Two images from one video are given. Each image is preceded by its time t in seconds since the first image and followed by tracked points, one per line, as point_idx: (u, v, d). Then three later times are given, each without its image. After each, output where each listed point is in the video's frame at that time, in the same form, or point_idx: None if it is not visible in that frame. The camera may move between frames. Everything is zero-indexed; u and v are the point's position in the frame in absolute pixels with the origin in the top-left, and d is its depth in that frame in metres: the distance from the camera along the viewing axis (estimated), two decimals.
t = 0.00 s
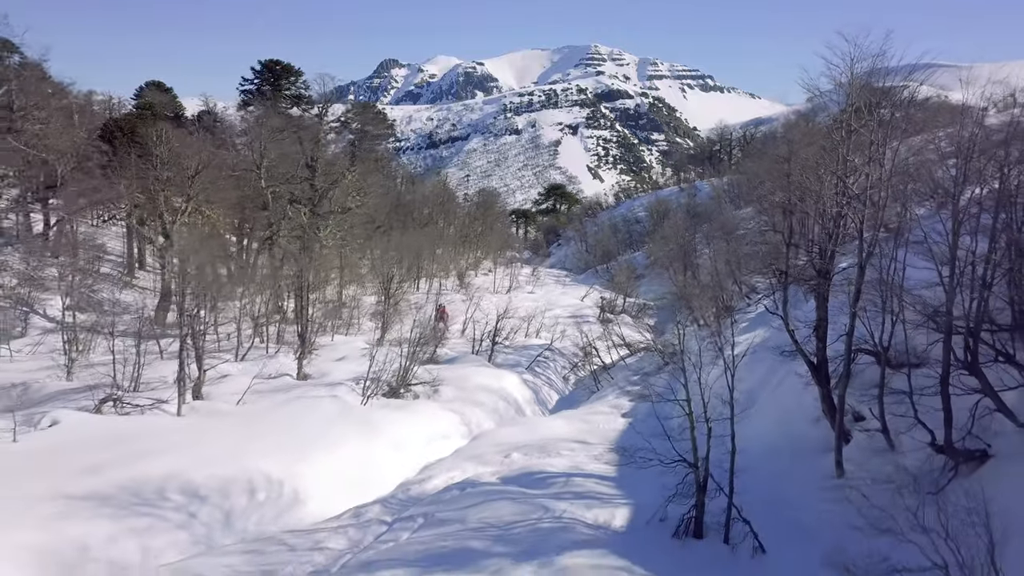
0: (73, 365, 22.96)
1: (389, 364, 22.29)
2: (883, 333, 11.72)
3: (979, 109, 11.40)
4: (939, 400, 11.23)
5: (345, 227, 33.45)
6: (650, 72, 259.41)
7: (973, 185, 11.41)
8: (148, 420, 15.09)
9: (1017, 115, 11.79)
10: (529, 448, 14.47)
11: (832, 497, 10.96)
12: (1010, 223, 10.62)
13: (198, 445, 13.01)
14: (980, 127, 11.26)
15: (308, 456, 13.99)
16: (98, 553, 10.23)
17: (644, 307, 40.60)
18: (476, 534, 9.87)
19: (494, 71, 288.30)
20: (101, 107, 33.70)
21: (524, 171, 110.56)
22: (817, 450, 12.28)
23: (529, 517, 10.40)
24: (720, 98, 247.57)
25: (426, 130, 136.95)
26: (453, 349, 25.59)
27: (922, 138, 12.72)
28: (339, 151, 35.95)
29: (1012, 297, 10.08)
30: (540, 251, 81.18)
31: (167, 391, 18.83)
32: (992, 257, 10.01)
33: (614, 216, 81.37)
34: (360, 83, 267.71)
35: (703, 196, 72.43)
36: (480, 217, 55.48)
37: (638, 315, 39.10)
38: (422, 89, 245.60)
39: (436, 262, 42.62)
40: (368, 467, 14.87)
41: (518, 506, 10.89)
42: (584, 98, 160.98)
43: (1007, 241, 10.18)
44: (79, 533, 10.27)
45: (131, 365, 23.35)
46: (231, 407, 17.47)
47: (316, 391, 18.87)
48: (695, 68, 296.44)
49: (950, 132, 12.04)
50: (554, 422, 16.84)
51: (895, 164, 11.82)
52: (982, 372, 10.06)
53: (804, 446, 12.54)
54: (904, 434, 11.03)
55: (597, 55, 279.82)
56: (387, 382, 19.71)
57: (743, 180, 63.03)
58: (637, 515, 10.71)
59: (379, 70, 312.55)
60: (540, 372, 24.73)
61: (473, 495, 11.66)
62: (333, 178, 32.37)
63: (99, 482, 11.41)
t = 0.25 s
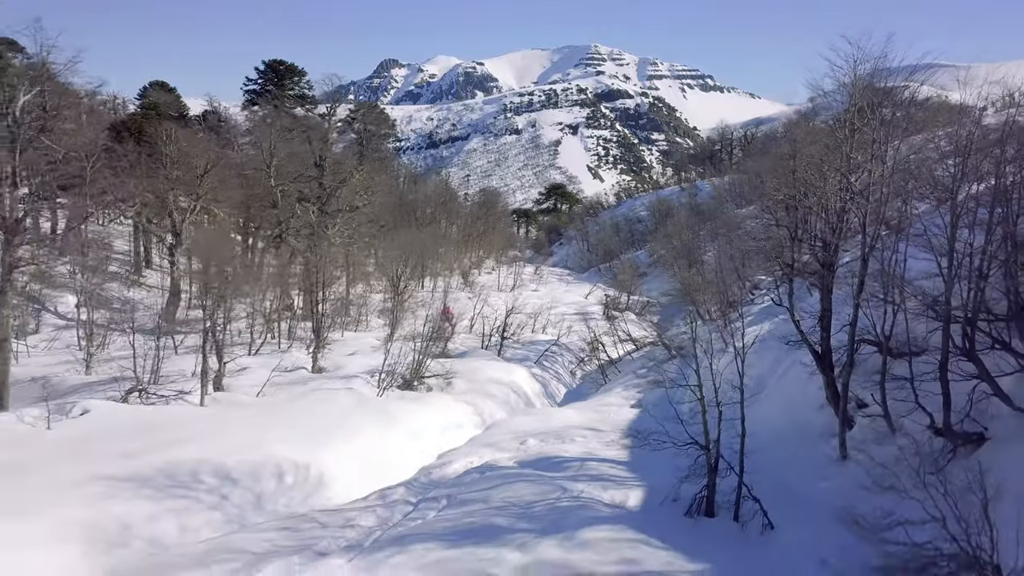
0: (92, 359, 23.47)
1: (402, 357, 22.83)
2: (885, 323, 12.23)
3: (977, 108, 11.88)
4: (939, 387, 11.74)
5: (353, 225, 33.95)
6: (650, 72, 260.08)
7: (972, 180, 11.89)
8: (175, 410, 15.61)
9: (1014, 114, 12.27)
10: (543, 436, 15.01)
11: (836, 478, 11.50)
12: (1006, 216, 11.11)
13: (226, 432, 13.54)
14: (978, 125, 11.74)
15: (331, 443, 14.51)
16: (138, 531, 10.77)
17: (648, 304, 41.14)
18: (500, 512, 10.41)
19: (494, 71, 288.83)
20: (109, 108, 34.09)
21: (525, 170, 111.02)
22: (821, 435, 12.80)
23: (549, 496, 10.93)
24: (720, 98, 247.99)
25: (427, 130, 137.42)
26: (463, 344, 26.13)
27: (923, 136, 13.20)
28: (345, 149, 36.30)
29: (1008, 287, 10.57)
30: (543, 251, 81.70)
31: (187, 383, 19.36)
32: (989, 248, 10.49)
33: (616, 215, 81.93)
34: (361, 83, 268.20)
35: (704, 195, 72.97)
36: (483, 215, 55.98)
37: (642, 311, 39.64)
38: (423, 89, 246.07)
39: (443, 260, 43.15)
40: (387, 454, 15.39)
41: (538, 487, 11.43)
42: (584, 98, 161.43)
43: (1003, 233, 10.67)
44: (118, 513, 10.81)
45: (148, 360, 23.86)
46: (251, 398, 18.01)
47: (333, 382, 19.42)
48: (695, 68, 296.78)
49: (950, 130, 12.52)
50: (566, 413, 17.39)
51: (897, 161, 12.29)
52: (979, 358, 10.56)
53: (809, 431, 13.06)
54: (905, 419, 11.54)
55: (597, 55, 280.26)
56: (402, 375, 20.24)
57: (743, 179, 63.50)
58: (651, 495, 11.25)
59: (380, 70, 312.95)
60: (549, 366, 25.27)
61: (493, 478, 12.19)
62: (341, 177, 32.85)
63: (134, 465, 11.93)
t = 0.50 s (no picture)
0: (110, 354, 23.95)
1: (415, 352, 23.32)
2: (889, 314, 12.72)
3: (978, 107, 12.33)
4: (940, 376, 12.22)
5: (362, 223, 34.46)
6: (650, 72, 260.61)
7: (973, 177, 12.35)
8: (200, 401, 16.10)
9: (1014, 113, 12.72)
10: (558, 425, 15.52)
11: (843, 462, 12.02)
12: (1006, 211, 11.58)
13: (254, 420, 14.04)
14: (979, 124, 12.19)
15: (353, 431, 15.01)
16: (177, 512, 11.30)
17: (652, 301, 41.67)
18: (523, 492, 10.93)
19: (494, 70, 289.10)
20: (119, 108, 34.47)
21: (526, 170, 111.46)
22: (827, 423, 13.31)
23: (569, 479, 11.45)
24: (720, 98, 248.42)
25: (428, 130, 137.80)
26: (473, 339, 26.63)
27: (926, 134, 13.66)
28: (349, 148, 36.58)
29: (1008, 278, 11.04)
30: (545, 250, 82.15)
31: (207, 376, 19.87)
32: (990, 242, 10.96)
33: (618, 214, 82.39)
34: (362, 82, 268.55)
35: (706, 194, 73.48)
36: (486, 215, 56.46)
37: (646, 309, 40.14)
38: (423, 88, 246.41)
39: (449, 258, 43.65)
40: (406, 443, 15.89)
41: (557, 471, 11.94)
42: (585, 98, 161.87)
43: (1003, 227, 11.13)
44: (157, 495, 11.34)
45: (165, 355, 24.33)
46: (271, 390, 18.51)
47: (350, 375, 19.93)
48: (695, 68, 297.33)
49: (952, 129, 12.98)
50: (577, 403, 17.91)
51: (901, 159, 12.73)
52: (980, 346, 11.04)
53: (815, 419, 13.57)
54: (908, 406, 12.04)
55: (597, 55, 280.74)
56: (416, 368, 20.77)
57: (743, 179, 64.01)
58: (666, 478, 11.76)
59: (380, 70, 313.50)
60: (558, 361, 25.78)
61: (513, 463, 12.70)
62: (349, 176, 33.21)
63: (169, 450, 12.43)
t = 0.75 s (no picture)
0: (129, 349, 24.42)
1: (429, 347, 23.86)
2: (895, 306, 13.21)
3: (982, 108, 12.79)
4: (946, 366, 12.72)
5: (371, 221, 34.95)
6: (651, 72, 261.08)
7: (976, 174, 12.81)
8: (225, 393, 16.59)
9: (1016, 113, 13.17)
10: (573, 415, 16.05)
11: (850, 449, 12.56)
12: (1009, 207, 12.04)
13: (281, 409, 14.54)
14: (983, 124, 12.64)
15: (376, 421, 15.54)
16: (214, 495, 11.82)
17: (656, 298, 42.22)
18: (546, 475, 11.45)
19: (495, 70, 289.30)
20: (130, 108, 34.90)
21: (527, 169, 111.89)
22: (836, 411, 13.81)
23: (590, 463, 11.97)
24: (720, 98, 248.85)
25: (430, 129, 138.20)
26: (484, 335, 27.16)
27: (931, 133, 14.12)
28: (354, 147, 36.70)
29: (1010, 271, 11.51)
30: (548, 249, 82.66)
31: (228, 369, 20.38)
32: (992, 237, 11.45)
33: (621, 213, 82.91)
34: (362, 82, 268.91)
35: (708, 193, 74.01)
36: (489, 213, 56.96)
37: (651, 306, 40.71)
38: (424, 88, 246.79)
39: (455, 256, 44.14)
40: (427, 433, 16.44)
41: (576, 456, 12.47)
42: (586, 97, 162.32)
43: (1005, 223, 11.61)
44: (195, 479, 11.86)
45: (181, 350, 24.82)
46: (291, 382, 19.04)
47: (367, 368, 20.46)
48: (695, 68, 297.52)
49: (957, 128, 13.42)
50: (590, 395, 18.44)
51: (908, 157, 13.18)
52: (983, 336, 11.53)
53: (824, 408, 14.11)
54: (912, 395, 12.55)
55: (597, 55, 281.14)
56: (431, 361, 21.30)
57: (743, 178, 64.49)
58: (682, 462, 12.28)
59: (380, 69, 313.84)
60: (567, 356, 26.33)
61: (534, 449, 13.23)
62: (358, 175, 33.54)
63: (203, 437, 12.93)
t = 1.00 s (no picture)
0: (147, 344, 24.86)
1: (442, 342, 24.32)
2: (903, 300, 13.66)
3: (988, 107, 13.22)
4: (953, 356, 13.15)
5: (380, 219, 35.37)
6: (651, 71, 261.51)
7: (982, 171, 13.24)
8: (249, 385, 17.02)
9: (1021, 112, 13.61)
10: (589, 406, 16.50)
11: (861, 436, 13.02)
12: (1014, 203, 12.48)
13: (307, 400, 14.99)
14: (989, 122, 13.07)
15: (398, 411, 15.99)
16: (249, 480, 12.25)
17: (661, 296, 42.70)
18: (569, 461, 11.90)
19: (495, 69, 289.57)
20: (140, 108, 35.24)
21: (529, 168, 112.25)
22: (845, 401, 14.27)
23: (610, 450, 12.41)
24: (721, 98, 249.19)
25: (431, 129, 138.60)
26: (494, 331, 27.62)
27: (938, 132, 14.56)
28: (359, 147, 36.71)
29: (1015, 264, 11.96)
30: (550, 248, 83.07)
31: (248, 363, 20.83)
32: (999, 232, 11.89)
33: (623, 212, 83.35)
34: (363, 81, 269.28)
35: (710, 192, 74.50)
36: (494, 212, 57.39)
37: (656, 304, 41.19)
38: (425, 87, 247.18)
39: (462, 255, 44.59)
40: (445, 424, 16.88)
41: (596, 443, 12.91)
42: (586, 97, 162.64)
43: (1011, 218, 12.04)
44: (229, 465, 12.29)
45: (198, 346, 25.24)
46: (311, 375, 19.50)
47: (385, 362, 20.93)
48: (696, 68, 297.72)
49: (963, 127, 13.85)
50: (604, 388, 18.89)
51: (916, 155, 13.60)
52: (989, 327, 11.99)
53: (834, 398, 14.57)
54: (921, 384, 13.01)
55: (598, 54, 281.55)
56: (446, 356, 21.76)
57: (745, 178, 64.86)
58: (699, 449, 12.72)
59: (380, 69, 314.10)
60: (577, 351, 26.80)
61: (554, 438, 13.68)
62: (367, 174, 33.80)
63: (234, 426, 13.37)
